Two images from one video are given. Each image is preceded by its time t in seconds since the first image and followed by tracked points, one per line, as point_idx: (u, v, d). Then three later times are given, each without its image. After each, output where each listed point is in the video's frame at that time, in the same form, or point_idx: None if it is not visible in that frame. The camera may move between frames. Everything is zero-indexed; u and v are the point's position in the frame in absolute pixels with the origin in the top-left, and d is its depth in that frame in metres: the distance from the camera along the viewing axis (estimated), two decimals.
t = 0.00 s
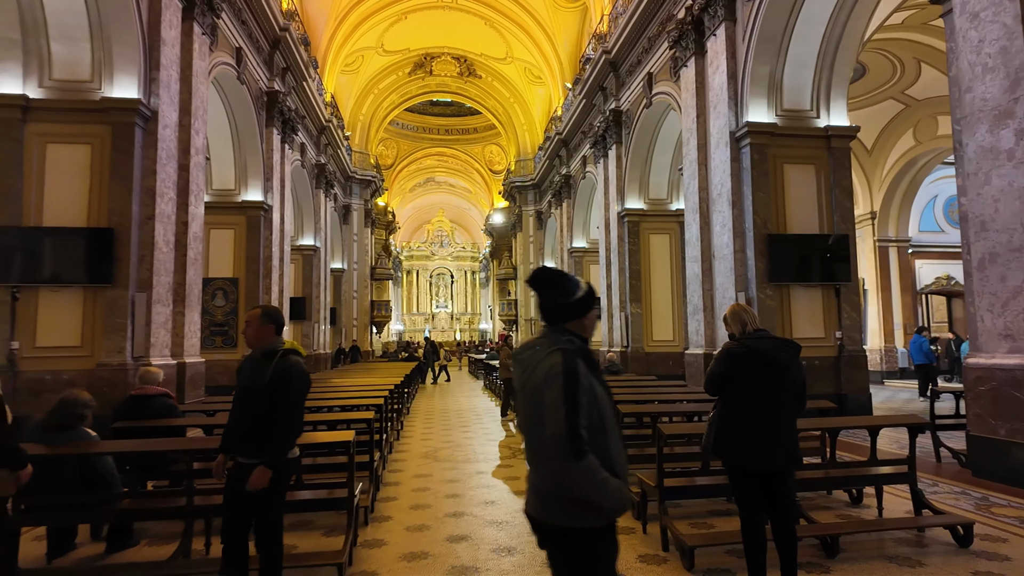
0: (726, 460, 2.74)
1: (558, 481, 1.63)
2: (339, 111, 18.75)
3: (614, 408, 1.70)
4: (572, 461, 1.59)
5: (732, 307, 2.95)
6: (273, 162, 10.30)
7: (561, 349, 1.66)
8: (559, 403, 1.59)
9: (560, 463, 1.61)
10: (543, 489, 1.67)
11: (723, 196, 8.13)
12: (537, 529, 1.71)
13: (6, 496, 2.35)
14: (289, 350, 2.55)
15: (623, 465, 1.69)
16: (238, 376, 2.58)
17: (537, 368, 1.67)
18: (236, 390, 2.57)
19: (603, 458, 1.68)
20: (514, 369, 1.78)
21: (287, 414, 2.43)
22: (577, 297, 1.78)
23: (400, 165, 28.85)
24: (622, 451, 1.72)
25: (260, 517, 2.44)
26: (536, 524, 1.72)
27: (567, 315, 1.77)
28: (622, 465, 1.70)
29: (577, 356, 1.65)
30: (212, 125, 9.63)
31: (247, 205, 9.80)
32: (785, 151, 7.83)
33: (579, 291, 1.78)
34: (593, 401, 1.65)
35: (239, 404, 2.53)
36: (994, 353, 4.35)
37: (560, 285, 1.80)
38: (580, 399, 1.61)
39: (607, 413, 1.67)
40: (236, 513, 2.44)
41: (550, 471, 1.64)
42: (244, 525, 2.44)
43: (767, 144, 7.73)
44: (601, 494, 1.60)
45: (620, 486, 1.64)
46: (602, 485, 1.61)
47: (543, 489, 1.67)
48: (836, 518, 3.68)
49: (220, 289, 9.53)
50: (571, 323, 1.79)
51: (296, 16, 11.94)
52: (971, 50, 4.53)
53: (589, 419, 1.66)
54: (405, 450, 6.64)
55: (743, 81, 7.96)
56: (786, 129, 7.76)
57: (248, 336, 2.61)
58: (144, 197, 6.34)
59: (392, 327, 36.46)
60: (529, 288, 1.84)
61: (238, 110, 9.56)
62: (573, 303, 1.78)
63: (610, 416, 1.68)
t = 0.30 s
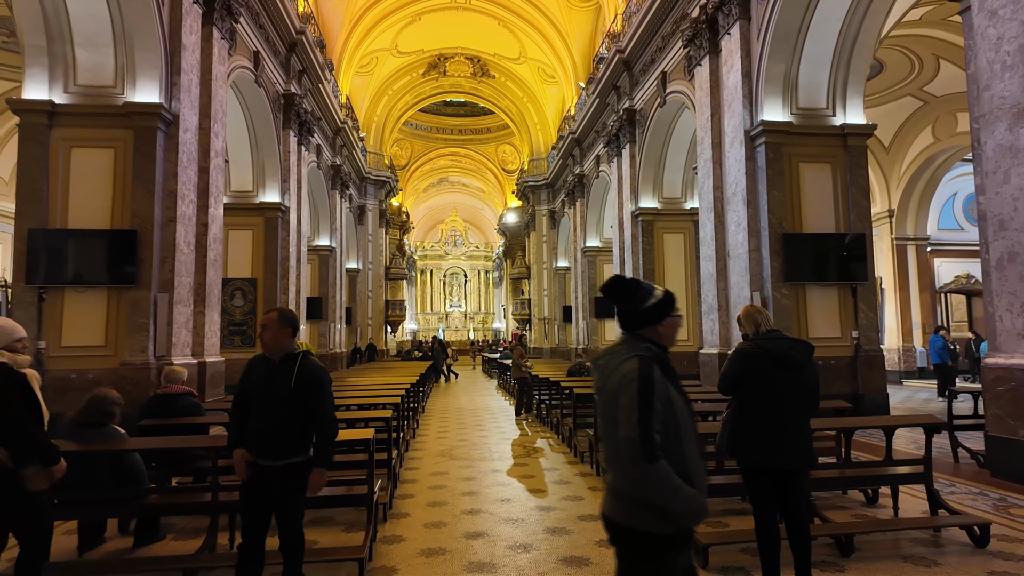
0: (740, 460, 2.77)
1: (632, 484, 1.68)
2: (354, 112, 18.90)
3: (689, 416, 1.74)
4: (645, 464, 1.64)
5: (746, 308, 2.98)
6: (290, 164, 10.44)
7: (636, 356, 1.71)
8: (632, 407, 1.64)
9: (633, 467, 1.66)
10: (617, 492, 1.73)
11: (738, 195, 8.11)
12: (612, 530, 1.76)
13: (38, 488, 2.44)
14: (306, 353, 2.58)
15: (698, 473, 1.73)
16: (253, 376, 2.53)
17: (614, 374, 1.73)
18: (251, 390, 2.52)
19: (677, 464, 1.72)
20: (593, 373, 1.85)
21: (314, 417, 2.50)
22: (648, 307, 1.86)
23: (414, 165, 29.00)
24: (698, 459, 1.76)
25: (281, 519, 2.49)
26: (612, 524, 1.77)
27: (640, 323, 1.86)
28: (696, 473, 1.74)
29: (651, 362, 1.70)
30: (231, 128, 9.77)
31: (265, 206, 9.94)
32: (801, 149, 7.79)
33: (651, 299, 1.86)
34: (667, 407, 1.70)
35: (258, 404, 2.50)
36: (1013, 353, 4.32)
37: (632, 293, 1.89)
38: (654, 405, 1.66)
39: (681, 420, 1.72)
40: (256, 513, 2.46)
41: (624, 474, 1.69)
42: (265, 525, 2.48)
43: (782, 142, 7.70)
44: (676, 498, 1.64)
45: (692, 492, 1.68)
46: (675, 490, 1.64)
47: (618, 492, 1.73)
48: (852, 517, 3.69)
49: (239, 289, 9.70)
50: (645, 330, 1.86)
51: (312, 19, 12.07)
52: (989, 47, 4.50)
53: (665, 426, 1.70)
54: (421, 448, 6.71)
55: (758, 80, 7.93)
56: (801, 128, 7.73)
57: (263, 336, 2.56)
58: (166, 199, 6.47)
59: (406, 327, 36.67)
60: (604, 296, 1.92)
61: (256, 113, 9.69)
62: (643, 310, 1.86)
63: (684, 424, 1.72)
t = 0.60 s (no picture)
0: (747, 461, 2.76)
1: (705, 476, 1.71)
2: (365, 114, 19.02)
3: (761, 409, 1.75)
4: (717, 456, 1.66)
5: (757, 308, 2.98)
6: (302, 165, 10.55)
7: (705, 349, 1.73)
8: (702, 401, 1.67)
9: (704, 459, 1.69)
10: (691, 486, 1.76)
11: (749, 194, 8.09)
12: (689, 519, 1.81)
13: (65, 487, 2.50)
14: (310, 355, 2.63)
15: (773, 466, 1.75)
16: (255, 375, 2.56)
17: (683, 368, 1.76)
18: (254, 389, 2.55)
19: (750, 456, 1.74)
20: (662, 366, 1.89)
21: (323, 415, 2.55)
22: (713, 303, 1.92)
23: (425, 166, 29.11)
24: (772, 451, 1.77)
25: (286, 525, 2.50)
26: (687, 514, 1.82)
27: (709, 318, 1.93)
28: (771, 465, 1.75)
29: (719, 355, 1.72)
30: (244, 130, 9.87)
31: (277, 207, 10.04)
32: (812, 148, 7.76)
33: (716, 297, 1.92)
34: (738, 400, 1.71)
35: (260, 404, 2.53)
36: None
37: (697, 290, 1.97)
38: (725, 398, 1.68)
39: (753, 413, 1.74)
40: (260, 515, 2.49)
41: (696, 467, 1.72)
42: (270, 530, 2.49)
43: (793, 141, 7.67)
44: (749, 490, 1.67)
45: (767, 484, 1.70)
46: (750, 483, 1.67)
47: (691, 485, 1.76)
48: (862, 518, 3.69)
49: (252, 290, 9.81)
50: (712, 325, 1.93)
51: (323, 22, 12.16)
52: (1002, 45, 4.47)
53: (737, 419, 1.72)
54: (433, 448, 6.76)
55: (768, 79, 7.90)
56: (813, 126, 7.69)
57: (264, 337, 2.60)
58: (181, 202, 6.56)
59: (417, 326, 36.82)
60: (671, 295, 2.00)
61: (269, 115, 9.78)
62: (710, 307, 1.93)
63: (756, 417, 1.74)
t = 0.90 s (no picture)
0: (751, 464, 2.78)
1: (785, 486, 1.68)
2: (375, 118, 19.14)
3: (838, 417, 1.73)
4: (798, 463, 1.65)
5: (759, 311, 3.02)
6: (313, 170, 10.65)
7: (783, 359, 1.72)
8: (784, 410, 1.65)
9: (785, 468, 1.67)
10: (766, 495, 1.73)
11: (758, 196, 8.07)
12: (763, 532, 1.77)
13: (89, 491, 2.55)
14: (319, 357, 2.68)
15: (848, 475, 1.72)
16: (267, 377, 2.56)
17: (759, 377, 1.74)
18: (268, 390, 2.54)
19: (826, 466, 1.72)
20: (731, 378, 1.86)
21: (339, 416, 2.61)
22: (781, 312, 1.86)
23: (435, 169, 29.23)
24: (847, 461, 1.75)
25: (303, 521, 2.55)
26: (763, 528, 1.78)
27: (778, 330, 1.86)
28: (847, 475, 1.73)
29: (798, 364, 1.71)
30: (256, 135, 9.98)
31: (289, 211, 10.15)
32: (822, 149, 7.74)
33: (785, 305, 1.85)
34: (818, 410, 1.69)
35: (273, 406, 2.53)
36: None
37: (766, 299, 1.90)
38: (805, 407, 1.66)
39: (830, 423, 1.71)
40: (275, 514, 2.51)
41: (776, 476, 1.69)
42: (286, 527, 2.53)
43: (802, 143, 7.65)
44: (832, 499, 1.64)
45: (846, 492, 1.67)
46: (833, 492, 1.64)
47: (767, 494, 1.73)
48: (869, 521, 3.69)
49: (264, 294, 9.92)
50: (781, 335, 1.86)
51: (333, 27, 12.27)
52: (1012, 45, 4.44)
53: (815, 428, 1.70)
54: (442, 450, 6.81)
55: (777, 81, 7.88)
56: (822, 128, 7.67)
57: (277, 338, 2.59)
58: (194, 207, 6.66)
59: (428, 328, 36.99)
60: (736, 304, 1.94)
61: (280, 120, 9.88)
62: (778, 317, 1.86)
63: (834, 426, 1.72)
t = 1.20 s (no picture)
0: (755, 468, 2.79)
1: (878, 490, 1.66)
2: (385, 124, 19.30)
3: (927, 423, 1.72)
4: (897, 467, 1.64)
5: (758, 319, 3.05)
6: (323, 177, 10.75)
7: (876, 364, 1.72)
8: (882, 414, 1.66)
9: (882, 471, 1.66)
10: (857, 502, 1.69)
11: (766, 201, 8.07)
12: (854, 546, 1.71)
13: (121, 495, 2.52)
14: (353, 368, 2.59)
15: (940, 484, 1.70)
16: (301, 384, 2.44)
17: (848, 383, 1.73)
18: (301, 398, 2.42)
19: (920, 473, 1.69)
20: (810, 386, 1.85)
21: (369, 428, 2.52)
22: (861, 315, 1.88)
23: (443, 174, 29.38)
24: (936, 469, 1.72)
25: (325, 537, 2.43)
26: (850, 536, 1.73)
27: (858, 329, 1.87)
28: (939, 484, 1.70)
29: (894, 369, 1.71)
30: (267, 143, 10.11)
31: (299, 218, 10.26)
32: (830, 154, 7.72)
33: (867, 308, 1.87)
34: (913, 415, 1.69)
35: (306, 415, 2.41)
36: None
37: (845, 302, 1.92)
38: (902, 412, 1.66)
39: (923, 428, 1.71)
40: (298, 528, 2.39)
41: (869, 480, 1.67)
42: (308, 543, 2.41)
43: (810, 147, 7.64)
44: (933, 505, 1.61)
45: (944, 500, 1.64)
46: (935, 498, 1.61)
47: (858, 501, 1.69)
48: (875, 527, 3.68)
49: (274, 299, 10.03)
50: (862, 338, 1.87)
51: (343, 35, 12.40)
52: (1018, 50, 4.43)
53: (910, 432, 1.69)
54: (450, 455, 6.84)
55: (784, 85, 7.89)
56: (830, 132, 7.67)
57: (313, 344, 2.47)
58: (205, 214, 6.74)
59: (437, 333, 37.05)
60: (815, 307, 1.97)
61: (291, 127, 10.00)
62: (859, 319, 1.87)
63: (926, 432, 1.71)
